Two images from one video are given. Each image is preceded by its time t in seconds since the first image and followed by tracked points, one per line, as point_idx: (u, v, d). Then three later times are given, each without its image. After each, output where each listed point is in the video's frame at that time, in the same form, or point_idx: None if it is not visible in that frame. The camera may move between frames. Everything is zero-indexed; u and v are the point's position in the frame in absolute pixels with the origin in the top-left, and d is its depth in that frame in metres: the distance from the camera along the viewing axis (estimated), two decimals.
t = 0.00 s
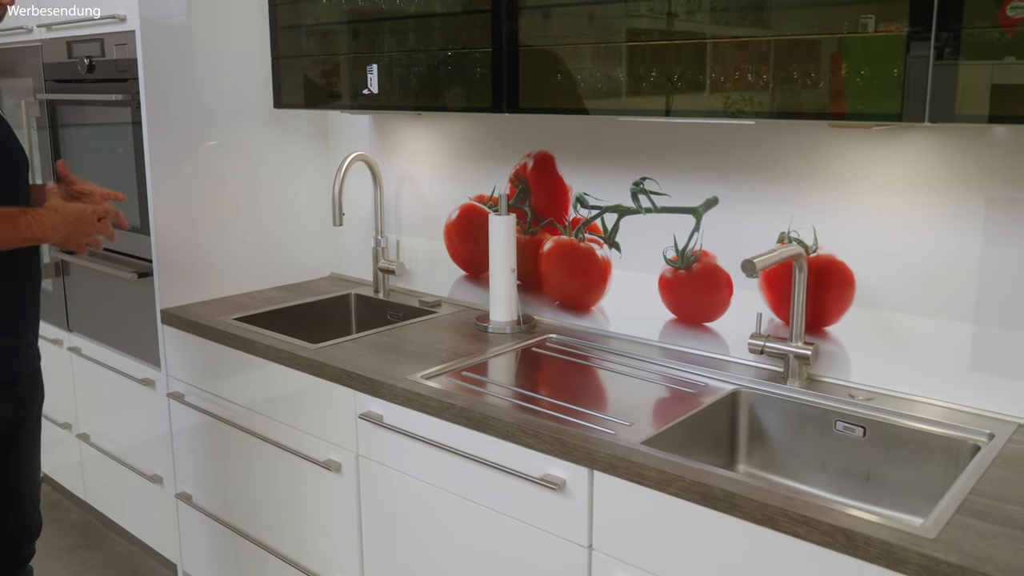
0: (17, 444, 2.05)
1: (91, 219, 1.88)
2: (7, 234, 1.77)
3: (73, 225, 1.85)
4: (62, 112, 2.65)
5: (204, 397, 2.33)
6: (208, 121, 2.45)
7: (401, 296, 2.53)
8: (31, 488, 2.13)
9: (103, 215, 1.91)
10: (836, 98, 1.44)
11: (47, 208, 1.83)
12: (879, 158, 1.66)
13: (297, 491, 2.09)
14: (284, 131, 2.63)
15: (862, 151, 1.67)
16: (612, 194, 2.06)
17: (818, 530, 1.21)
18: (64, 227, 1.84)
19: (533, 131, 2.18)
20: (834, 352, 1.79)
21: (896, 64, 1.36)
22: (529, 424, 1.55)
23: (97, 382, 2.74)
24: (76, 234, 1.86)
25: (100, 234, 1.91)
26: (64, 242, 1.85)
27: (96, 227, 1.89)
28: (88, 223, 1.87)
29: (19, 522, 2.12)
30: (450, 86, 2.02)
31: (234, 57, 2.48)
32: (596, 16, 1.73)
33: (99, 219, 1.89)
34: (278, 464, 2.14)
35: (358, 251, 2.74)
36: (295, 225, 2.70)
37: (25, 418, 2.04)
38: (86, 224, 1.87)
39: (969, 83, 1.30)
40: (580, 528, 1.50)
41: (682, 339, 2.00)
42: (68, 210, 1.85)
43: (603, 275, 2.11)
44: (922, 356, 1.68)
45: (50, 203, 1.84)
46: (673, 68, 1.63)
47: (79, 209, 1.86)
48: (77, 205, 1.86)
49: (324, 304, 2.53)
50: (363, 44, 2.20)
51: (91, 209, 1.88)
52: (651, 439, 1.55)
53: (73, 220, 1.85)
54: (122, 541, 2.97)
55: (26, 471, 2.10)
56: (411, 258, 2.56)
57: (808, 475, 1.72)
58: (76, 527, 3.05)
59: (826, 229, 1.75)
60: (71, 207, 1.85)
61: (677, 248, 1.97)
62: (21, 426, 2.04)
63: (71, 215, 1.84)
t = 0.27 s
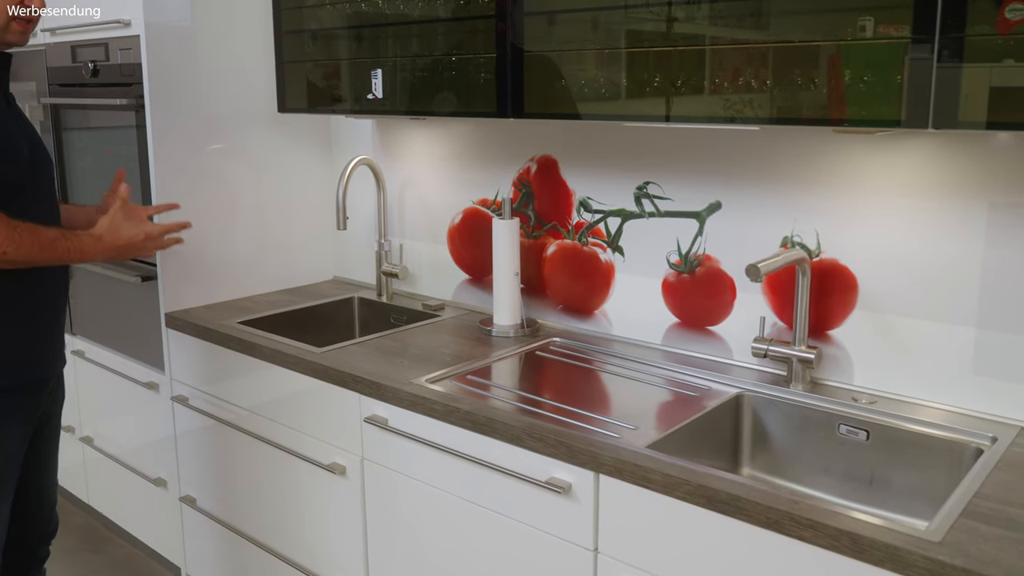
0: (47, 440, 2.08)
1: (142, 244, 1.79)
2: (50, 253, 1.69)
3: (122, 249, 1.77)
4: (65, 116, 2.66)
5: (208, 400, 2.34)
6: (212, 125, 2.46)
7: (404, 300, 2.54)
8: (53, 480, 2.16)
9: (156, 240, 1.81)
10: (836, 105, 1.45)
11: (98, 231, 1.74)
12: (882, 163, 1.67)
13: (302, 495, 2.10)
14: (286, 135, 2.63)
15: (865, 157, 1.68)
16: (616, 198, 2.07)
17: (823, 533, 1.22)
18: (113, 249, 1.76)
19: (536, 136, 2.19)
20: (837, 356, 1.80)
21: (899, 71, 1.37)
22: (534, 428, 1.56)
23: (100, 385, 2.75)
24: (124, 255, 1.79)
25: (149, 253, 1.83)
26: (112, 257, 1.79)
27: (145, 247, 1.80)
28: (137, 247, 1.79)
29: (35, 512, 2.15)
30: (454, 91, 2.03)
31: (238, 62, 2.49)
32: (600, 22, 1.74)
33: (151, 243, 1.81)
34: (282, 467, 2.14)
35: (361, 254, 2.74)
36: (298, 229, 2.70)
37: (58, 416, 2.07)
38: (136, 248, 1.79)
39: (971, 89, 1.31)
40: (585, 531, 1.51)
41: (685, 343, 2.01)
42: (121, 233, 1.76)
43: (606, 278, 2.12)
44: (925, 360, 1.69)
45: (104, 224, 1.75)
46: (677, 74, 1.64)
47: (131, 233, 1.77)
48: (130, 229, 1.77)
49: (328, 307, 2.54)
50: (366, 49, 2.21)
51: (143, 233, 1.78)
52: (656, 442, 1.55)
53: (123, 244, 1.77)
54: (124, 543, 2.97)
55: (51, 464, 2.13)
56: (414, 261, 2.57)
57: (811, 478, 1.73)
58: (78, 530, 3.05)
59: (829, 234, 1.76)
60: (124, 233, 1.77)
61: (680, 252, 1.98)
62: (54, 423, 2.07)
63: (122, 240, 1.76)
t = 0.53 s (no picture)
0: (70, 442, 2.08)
1: (151, 273, 1.86)
2: (68, 266, 1.72)
3: (132, 272, 1.82)
4: (71, 121, 2.66)
5: (214, 406, 2.34)
6: (218, 130, 2.46)
7: (410, 305, 2.54)
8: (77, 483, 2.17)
9: (164, 272, 1.89)
10: (837, 112, 1.46)
11: (115, 251, 1.80)
12: (889, 170, 1.67)
13: (309, 501, 2.09)
14: (292, 140, 2.63)
15: (873, 163, 1.68)
16: (623, 204, 2.07)
17: (836, 540, 1.22)
18: (123, 271, 1.81)
19: (543, 142, 2.19)
20: (846, 362, 1.80)
21: (909, 78, 1.37)
22: (544, 434, 1.55)
23: (105, 390, 2.75)
24: (131, 282, 1.83)
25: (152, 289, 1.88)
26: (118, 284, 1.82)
27: (150, 281, 1.86)
28: (148, 275, 1.86)
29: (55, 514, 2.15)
30: (462, 96, 2.03)
31: (244, 67, 2.49)
32: (607, 28, 1.74)
33: (160, 274, 1.88)
34: (288, 473, 2.14)
35: (366, 259, 2.74)
36: (303, 234, 2.70)
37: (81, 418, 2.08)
38: (145, 275, 1.85)
39: (981, 95, 1.31)
40: (595, 537, 1.51)
41: (692, 348, 2.01)
42: (134, 257, 1.83)
43: (613, 284, 2.12)
44: (934, 366, 1.69)
45: (122, 245, 1.82)
46: (685, 80, 1.64)
47: (145, 259, 1.84)
48: (144, 256, 1.84)
49: (334, 313, 2.54)
50: (373, 54, 2.21)
51: (155, 261, 1.86)
52: (666, 448, 1.55)
53: (134, 267, 1.82)
54: (128, 549, 2.96)
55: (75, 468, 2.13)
56: (420, 266, 2.57)
57: (820, 484, 1.73)
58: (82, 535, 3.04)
59: (837, 240, 1.76)
60: (140, 256, 1.83)
61: (688, 258, 1.98)
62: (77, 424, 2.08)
63: (135, 263, 1.82)
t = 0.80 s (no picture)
0: (83, 453, 2.08)
1: (175, 239, 1.85)
2: (90, 255, 1.71)
3: (157, 243, 1.81)
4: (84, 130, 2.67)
5: (226, 415, 2.34)
6: (231, 140, 2.47)
7: (421, 315, 2.54)
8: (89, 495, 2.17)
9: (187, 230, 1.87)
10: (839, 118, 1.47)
11: (132, 229, 1.77)
12: (905, 180, 1.67)
13: (322, 510, 2.09)
14: (304, 149, 2.64)
15: (888, 174, 1.68)
16: (636, 214, 2.07)
17: (855, 552, 1.22)
18: (150, 244, 1.80)
19: (555, 152, 2.20)
20: (861, 373, 1.79)
21: (926, 90, 1.37)
22: (559, 444, 1.55)
23: (117, 399, 2.75)
24: (157, 252, 1.82)
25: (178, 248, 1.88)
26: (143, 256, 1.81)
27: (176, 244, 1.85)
28: (173, 241, 1.84)
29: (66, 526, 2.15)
30: (475, 106, 2.04)
31: (257, 77, 2.51)
32: (621, 39, 1.75)
33: (183, 235, 1.86)
34: (300, 483, 2.14)
35: (378, 268, 2.75)
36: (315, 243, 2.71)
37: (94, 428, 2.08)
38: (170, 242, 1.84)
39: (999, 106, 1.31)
40: (611, 549, 1.51)
41: (706, 359, 2.01)
42: (156, 230, 1.80)
43: (626, 294, 2.12)
44: (949, 377, 1.68)
45: (137, 223, 1.78)
46: (700, 91, 1.64)
47: (167, 229, 1.82)
48: (165, 224, 1.82)
49: (345, 322, 2.54)
50: (386, 65, 2.22)
51: (175, 227, 1.83)
52: (682, 460, 1.55)
53: (158, 238, 1.81)
54: (138, 558, 2.96)
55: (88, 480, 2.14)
56: (432, 276, 2.57)
57: (835, 496, 1.72)
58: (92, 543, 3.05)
59: (852, 251, 1.76)
60: (160, 227, 1.81)
61: (701, 268, 1.98)
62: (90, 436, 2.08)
63: (158, 234, 1.81)
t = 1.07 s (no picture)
0: (85, 472, 2.08)
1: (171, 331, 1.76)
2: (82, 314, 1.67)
3: (152, 328, 1.73)
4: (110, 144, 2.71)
5: (248, 428, 2.35)
6: (255, 154, 2.49)
7: (443, 328, 2.55)
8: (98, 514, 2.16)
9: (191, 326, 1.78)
10: (864, 136, 1.47)
11: (136, 307, 1.71)
12: (931, 196, 1.66)
13: (343, 524, 2.09)
14: (326, 164, 2.66)
15: (915, 189, 1.67)
16: (658, 229, 2.07)
17: (886, 572, 1.20)
18: (143, 327, 1.73)
19: (577, 167, 2.20)
20: (887, 389, 1.78)
21: (954, 105, 1.36)
22: (584, 460, 1.55)
23: (140, 411, 2.77)
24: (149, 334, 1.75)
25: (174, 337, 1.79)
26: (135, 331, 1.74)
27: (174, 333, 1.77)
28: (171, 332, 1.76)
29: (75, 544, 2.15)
30: (499, 121, 2.05)
31: (281, 92, 2.53)
32: (644, 54, 1.75)
33: (185, 329, 1.78)
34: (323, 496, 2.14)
35: (400, 282, 2.76)
36: (337, 257, 2.72)
37: (96, 447, 2.08)
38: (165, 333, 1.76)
39: None
40: (636, 565, 1.50)
41: (729, 374, 2.00)
42: (160, 318, 1.73)
43: (649, 308, 2.12)
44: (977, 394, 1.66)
45: (145, 303, 1.72)
46: (724, 106, 1.64)
47: (171, 319, 1.74)
48: (169, 316, 1.74)
49: (367, 336, 2.55)
50: (409, 80, 2.23)
51: (180, 320, 1.76)
52: (707, 476, 1.54)
53: (155, 325, 1.73)
54: (159, 570, 2.97)
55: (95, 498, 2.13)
56: (453, 290, 2.57)
57: (861, 513, 1.71)
58: (113, 554, 3.06)
59: (878, 266, 1.74)
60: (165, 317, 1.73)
61: (725, 283, 1.97)
62: (91, 454, 2.08)
63: (158, 323, 1.73)
